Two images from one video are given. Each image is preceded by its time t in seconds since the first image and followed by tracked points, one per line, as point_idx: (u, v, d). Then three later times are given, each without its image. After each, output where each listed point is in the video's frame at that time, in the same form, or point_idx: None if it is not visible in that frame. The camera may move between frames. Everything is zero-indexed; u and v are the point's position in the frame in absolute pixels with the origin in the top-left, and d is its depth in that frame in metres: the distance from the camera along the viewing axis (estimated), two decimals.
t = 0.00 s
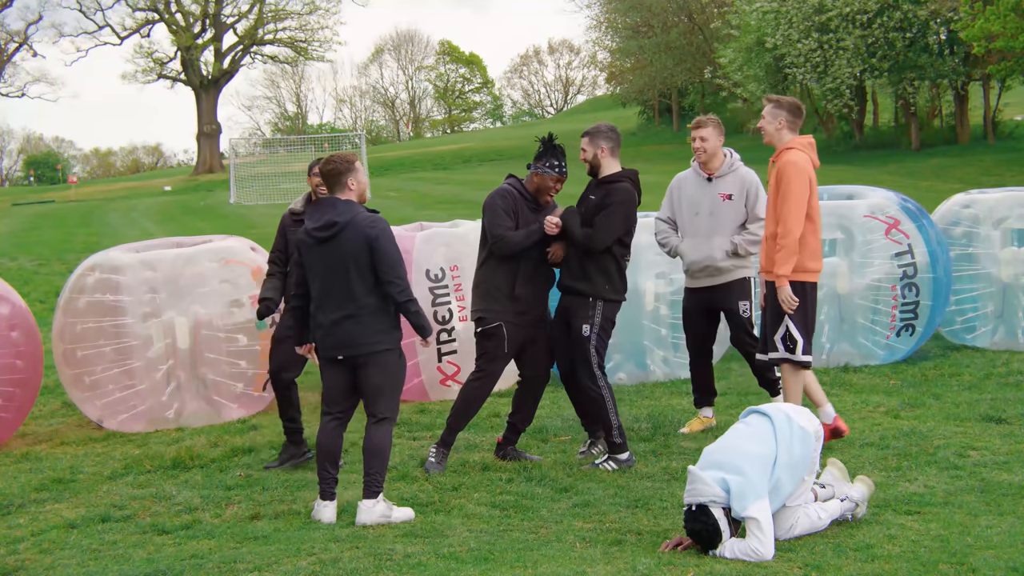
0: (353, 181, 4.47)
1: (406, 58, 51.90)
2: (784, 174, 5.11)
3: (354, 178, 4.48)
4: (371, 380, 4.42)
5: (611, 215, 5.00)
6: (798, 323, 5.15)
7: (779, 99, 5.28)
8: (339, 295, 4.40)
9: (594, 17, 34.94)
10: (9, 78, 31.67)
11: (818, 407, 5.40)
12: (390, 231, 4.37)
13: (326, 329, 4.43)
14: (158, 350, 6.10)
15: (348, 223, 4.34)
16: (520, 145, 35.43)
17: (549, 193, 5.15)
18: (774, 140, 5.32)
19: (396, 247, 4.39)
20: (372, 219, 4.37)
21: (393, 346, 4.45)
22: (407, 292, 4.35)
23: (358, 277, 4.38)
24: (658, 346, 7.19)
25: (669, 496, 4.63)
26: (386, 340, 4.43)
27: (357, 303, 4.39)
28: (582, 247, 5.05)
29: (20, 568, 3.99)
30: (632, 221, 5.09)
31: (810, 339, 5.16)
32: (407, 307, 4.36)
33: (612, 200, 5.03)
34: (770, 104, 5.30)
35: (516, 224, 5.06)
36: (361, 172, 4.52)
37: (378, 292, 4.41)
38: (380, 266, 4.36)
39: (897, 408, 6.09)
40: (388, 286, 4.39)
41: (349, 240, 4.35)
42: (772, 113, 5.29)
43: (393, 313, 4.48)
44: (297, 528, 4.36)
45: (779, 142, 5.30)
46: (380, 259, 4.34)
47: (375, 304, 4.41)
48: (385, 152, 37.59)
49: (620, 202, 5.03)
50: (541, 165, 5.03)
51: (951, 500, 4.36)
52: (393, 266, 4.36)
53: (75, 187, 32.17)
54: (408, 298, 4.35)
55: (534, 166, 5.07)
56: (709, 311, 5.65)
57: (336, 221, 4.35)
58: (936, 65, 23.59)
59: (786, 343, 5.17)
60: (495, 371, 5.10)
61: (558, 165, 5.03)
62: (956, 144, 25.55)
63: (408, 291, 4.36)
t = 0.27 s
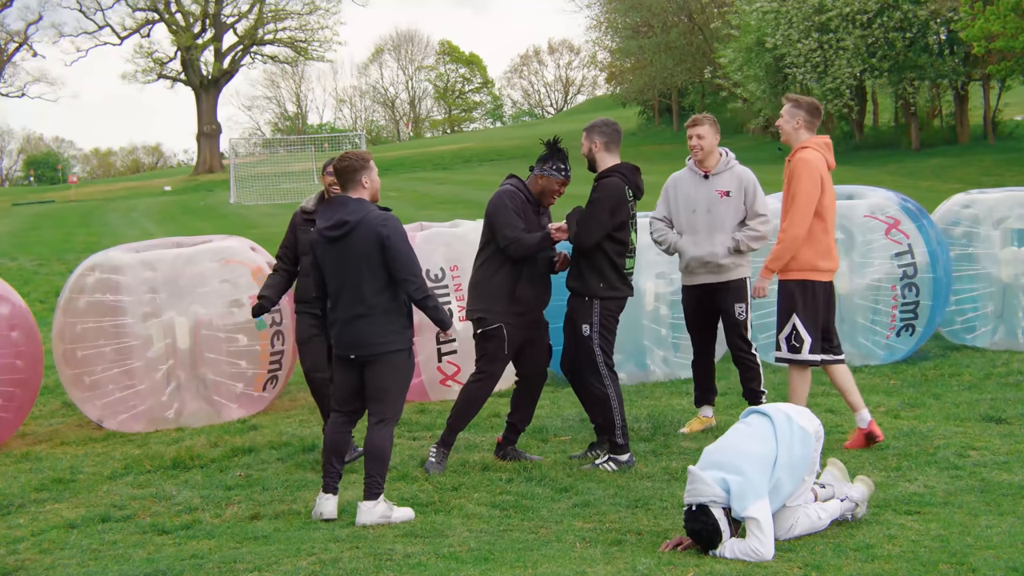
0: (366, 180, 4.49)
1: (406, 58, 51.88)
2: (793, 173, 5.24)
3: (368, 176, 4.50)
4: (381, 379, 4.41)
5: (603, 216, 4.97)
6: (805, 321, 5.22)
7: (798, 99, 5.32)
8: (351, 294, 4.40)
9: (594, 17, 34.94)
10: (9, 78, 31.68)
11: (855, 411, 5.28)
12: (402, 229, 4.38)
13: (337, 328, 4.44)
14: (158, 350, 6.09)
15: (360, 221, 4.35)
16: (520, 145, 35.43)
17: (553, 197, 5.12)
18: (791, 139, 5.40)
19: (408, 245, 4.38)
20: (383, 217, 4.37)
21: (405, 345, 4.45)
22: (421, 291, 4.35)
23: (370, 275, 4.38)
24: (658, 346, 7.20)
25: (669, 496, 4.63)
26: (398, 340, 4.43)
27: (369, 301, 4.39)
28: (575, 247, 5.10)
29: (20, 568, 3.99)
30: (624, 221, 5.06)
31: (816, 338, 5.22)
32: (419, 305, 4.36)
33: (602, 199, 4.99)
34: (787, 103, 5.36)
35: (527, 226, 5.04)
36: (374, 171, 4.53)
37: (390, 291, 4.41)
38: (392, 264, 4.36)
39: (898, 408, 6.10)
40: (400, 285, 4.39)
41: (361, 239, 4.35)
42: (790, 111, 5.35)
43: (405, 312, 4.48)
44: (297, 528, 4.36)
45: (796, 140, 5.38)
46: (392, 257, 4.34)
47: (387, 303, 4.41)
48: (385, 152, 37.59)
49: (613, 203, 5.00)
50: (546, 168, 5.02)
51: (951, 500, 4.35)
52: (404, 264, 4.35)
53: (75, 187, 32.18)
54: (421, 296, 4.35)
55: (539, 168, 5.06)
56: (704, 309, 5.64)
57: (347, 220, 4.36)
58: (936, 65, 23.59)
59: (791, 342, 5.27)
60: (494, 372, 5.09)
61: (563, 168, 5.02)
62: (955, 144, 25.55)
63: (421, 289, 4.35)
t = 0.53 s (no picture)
0: (375, 179, 4.50)
1: (406, 58, 51.89)
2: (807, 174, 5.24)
3: (377, 175, 4.51)
4: (383, 379, 4.40)
5: (599, 213, 5.01)
6: (816, 319, 5.23)
7: (819, 99, 5.34)
8: (357, 293, 4.40)
9: (594, 17, 34.94)
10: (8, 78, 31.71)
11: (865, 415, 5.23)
12: (410, 229, 4.38)
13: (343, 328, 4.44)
14: (158, 350, 6.08)
15: (368, 220, 4.36)
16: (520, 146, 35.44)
17: (551, 187, 5.14)
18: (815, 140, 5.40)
19: (415, 245, 4.38)
20: (391, 216, 4.38)
21: (408, 346, 4.45)
22: (426, 291, 4.34)
23: (376, 275, 4.38)
24: (658, 346, 7.19)
25: (669, 496, 4.63)
26: (402, 340, 4.42)
27: (374, 301, 4.39)
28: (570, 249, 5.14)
29: (20, 568, 3.98)
30: (618, 218, 5.06)
31: (831, 336, 5.21)
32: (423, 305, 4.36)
33: (596, 196, 5.02)
34: (809, 104, 5.37)
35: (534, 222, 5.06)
36: (382, 171, 4.53)
37: (395, 291, 4.41)
38: (399, 263, 4.36)
39: (898, 408, 6.10)
40: (405, 284, 4.39)
41: (368, 239, 4.36)
42: (813, 113, 5.36)
43: (409, 313, 4.47)
44: (298, 528, 4.36)
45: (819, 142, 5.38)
46: (399, 257, 4.35)
47: (391, 303, 4.41)
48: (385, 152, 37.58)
49: (610, 200, 5.03)
50: (543, 157, 5.07)
51: (951, 500, 4.35)
52: (411, 264, 4.35)
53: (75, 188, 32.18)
54: (426, 297, 4.34)
55: (535, 159, 5.10)
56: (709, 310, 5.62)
57: (355, 219, 4.37)
58: (936, 65, 23.60)
59: (802, 340, 5.27)
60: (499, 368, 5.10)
61: (555, 156, 5.07)
62: (955, 144, 25.57)
63: (426, 290, 4.34)
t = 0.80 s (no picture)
0: (378, 178, 4.51)
1: (407, 58, 51.89)
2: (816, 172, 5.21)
3: (381, 174, 4.52)
4: (383, 379, 4.40)
5: (599, 213, 4.98)
6: (804, 314, 5.29)
7: (825, 99, 5.34)
8: (359, 292, 4.40)
9: (594, 17, 34.96)
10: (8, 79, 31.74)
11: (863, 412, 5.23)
12: (415, 229, 4.40)
13: (344, 326, 4.43)
14: (158, 350, 6.07)
15: (373, 219, 4.37)
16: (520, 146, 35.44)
17: (529, 173, 5.10)
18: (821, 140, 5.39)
19: (420, 245, 4.40)
20: (397, 216, 4.39)
21: (408, 346, 4.45)
22: (429, 291, 4.36)
23: (380, 274, 4.38)
24: (658, 346, 7.19)
25: (669, 496, 4.63)
26: (403, 340, 4.43)
27: (377, 300, 4.39)
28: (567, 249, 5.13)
29: (20, 567, 3.98)
30: (617, 217, 5.05)
31: (820, 332, 5.25)
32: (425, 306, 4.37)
33: (593, 195, 4.98)
34: (815, 104, 5.37)
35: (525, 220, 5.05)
36: (386, 171, 4.55)
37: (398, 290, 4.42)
38: (403, 263, 4.37)
39: (898, 408, 6.10)
40: (407, 284, 4.40)
41: (373, 237, 4.37)
42: (819, 114, 5.36)
43: (409, 313, 4.47)
44: (298, 528, 4.36)
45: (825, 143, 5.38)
46: (403, 255, 4.36)
47: (391, 302, 4.41)
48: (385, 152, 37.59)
49: (608, 199, 5.01)
50: (510, 147, 5.05)
51: (951, 500, 4.35)
52: (415, 264, 4.36)
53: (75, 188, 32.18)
54: (428, 297, 4.35)
55: (505, 152, 5.06)
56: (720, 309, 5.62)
57: (361, 216, 4.38)
58: (936, 65, 23.60)
59: (790, 334, 5.32)
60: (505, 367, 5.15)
61: (528, 142, 5.06)
62: (955, 145, 25.57)
63: (429, 290, 4.36)
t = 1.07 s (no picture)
0: (374, 179, 4.51)
1: (406, 58, 51.87)
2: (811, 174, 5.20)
3: (377, 176, 4.54)
4: (381, 379, 4.39)
5: (576, 222, 4.81)
6: (797, 318, 5.28)
7: (828, 102, 5.35)
8: (361, 291, 4.39)
9: (594, 17, 34.96)
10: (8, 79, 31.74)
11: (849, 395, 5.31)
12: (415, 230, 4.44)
13: (344, 324, 4.41)
14: (158, 350, 6.07)
15: (376, 219, 4.38)
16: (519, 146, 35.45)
17: (498, 170, 5.07)
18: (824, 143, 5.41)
19: (421, 246, 4.45)
20: (398, 216, 4.43)
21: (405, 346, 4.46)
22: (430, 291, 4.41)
23: (383, 273, 4.39)
24: (658, 346, 7.18)
25: (669, 496, 4.63)
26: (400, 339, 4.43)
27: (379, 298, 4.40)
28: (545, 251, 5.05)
29: (20, 568, 3.98)
30: (597, 222, 4.87)
31: (811, 332, 5.27)
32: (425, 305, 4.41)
33: (574, 205, 4.81)
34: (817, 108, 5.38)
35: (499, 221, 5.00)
36: (382, 172, 4.57)
37: (398, 289, 4.44)
38: (405, 262, 4.40)
39: (898, 408, 6.10)
40: (407, 285, 4.42)
41: (375, 236, 4.37)
42: (821, 117, 5.36)
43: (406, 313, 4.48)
44: (298, 528, 4.36)
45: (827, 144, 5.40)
46: (406, 255, 4.39)
47: (392, 302, 4.42)
48: (385, 152, 37.59)
49: (584, 205, 4.82)
50: (475, 146, 5.02)
51: (951, 500, 4.35)
52: (417, 264, 4.41)
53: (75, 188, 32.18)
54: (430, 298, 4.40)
55: (473, 151, 5.03)
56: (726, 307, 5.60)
57: (363, 216, 4.38)
58: (936, 65, 23.60)
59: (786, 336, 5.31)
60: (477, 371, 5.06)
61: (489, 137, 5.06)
62: (955, 145, 25.57)
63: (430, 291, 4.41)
